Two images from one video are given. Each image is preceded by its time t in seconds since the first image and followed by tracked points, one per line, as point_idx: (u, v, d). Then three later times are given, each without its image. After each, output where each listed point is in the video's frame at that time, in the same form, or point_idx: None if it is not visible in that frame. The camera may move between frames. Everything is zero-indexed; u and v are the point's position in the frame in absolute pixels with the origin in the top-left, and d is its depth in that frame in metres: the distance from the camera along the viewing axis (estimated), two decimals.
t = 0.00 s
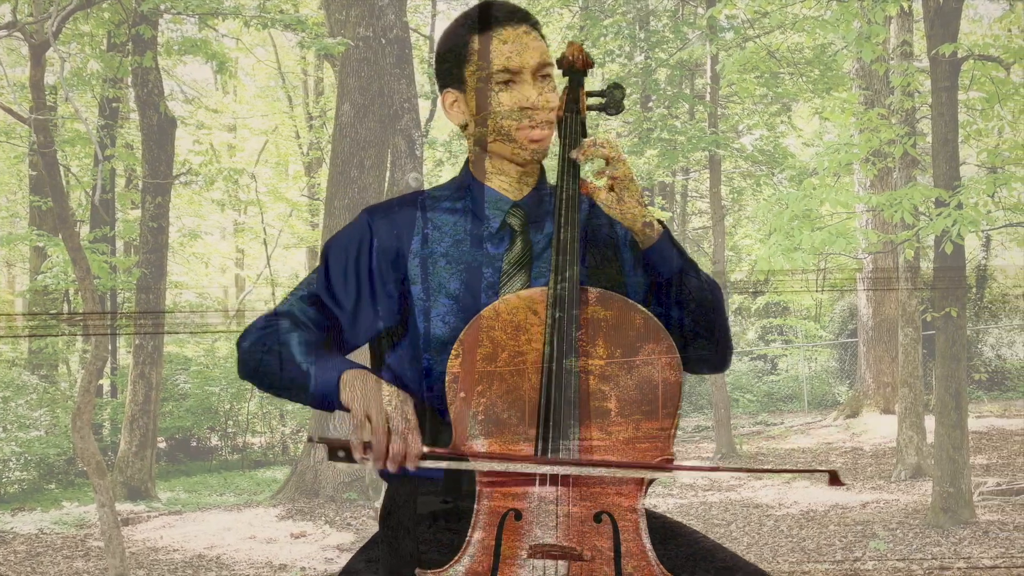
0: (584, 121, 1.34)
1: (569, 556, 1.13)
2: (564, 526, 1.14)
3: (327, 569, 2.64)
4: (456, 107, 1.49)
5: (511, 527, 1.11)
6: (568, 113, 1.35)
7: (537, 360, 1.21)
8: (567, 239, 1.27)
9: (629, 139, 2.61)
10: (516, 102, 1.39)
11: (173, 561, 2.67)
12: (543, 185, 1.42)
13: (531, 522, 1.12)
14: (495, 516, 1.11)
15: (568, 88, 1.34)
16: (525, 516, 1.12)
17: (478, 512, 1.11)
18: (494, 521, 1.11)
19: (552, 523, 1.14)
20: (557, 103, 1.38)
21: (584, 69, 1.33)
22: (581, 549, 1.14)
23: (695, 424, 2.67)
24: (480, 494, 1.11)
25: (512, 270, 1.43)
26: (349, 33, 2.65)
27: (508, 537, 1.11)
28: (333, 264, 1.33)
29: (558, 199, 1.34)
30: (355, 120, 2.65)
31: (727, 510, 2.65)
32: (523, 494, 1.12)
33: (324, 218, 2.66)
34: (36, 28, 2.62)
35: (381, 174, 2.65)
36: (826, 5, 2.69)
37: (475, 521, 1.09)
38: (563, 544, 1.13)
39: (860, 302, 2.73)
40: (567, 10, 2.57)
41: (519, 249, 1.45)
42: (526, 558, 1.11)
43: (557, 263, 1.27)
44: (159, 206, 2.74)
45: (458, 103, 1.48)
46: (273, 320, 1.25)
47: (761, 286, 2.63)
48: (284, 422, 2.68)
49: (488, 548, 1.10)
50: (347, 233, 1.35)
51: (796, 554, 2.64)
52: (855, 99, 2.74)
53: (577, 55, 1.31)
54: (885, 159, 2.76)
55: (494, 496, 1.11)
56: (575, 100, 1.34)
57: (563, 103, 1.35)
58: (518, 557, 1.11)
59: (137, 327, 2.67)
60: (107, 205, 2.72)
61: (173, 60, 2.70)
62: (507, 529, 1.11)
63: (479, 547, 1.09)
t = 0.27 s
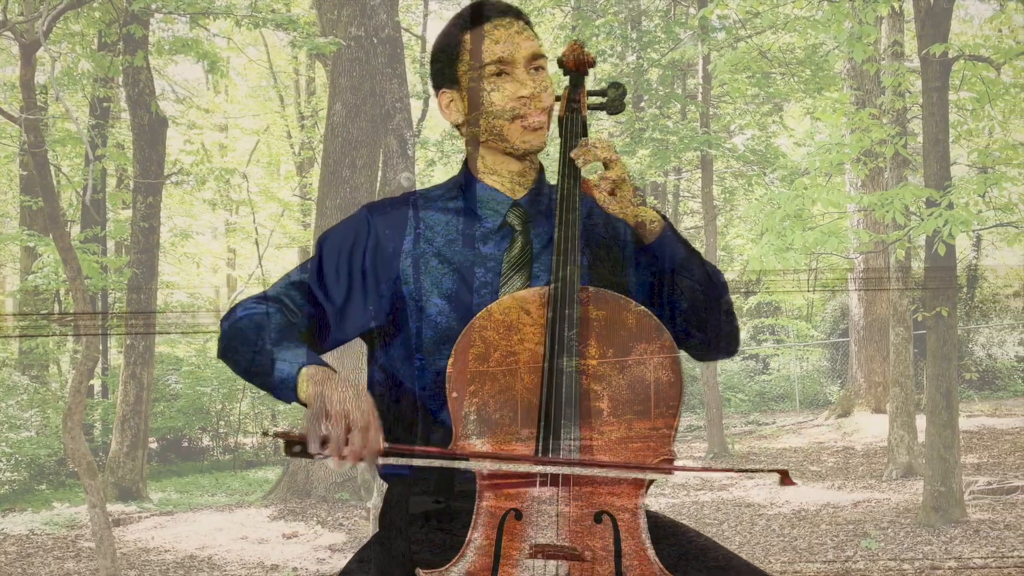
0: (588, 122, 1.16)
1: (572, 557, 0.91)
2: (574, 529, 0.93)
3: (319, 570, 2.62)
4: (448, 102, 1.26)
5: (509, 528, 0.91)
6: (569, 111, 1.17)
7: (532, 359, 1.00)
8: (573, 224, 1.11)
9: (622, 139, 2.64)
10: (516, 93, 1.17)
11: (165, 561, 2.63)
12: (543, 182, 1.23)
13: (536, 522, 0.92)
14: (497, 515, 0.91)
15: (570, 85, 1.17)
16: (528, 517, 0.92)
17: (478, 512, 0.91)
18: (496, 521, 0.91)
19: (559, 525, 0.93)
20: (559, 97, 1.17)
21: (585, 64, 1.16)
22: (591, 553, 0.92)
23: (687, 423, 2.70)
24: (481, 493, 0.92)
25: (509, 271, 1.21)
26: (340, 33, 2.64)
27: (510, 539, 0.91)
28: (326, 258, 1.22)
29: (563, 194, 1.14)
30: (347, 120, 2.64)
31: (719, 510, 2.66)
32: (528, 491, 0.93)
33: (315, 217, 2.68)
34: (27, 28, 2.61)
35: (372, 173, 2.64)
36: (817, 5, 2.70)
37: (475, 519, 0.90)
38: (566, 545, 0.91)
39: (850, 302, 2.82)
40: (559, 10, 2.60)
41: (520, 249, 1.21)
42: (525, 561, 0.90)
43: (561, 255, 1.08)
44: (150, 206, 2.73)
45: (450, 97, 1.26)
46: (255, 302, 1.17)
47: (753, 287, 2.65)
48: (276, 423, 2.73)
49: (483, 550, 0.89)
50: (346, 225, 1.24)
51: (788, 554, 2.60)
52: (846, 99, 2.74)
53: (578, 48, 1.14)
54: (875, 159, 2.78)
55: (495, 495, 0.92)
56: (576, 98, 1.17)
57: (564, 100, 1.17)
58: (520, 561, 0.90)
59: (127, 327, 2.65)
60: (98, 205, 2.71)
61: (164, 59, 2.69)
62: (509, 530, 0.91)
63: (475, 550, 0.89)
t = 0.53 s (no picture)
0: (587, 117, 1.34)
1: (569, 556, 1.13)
2: (564, 526, 1.14)
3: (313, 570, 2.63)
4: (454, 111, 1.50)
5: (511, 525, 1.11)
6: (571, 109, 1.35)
7: (524, 359, 1.19)
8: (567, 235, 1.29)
9: (615, 139, 2.62)
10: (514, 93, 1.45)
11: (158, 561, 2.65)
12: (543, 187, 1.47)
13: (531, 521, 1.13)
14: (495, 515, 1.12)
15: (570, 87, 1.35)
16: (525, 516, 1.13)
17: (478, 512, 1.11)
18: (495, 521, 1.11)
19: (553, 525, 1.14)
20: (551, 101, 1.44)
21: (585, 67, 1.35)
22: (583, 550, 1.14)
23: (683, 424, 2.64)
24: (480, 494, 1.12)
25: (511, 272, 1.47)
26: (334, 32, 2.64)
27: (507, 536, 1.11)
28: (326, 261, 1.46)
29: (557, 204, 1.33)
30: (340, 120, 2.65)
31: (713, 509, 2.66)
32: (523, 494, 1.14)
33: (310, 218, 2.64)
34: (20, 27, 2.63)
35: (366, 174, 2.64)
36: (810, 6, 2.69)
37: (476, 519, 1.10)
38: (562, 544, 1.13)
39: (844, 302, 2.74)
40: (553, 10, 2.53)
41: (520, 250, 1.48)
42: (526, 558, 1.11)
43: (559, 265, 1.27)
44: (143, 206, 2.73)
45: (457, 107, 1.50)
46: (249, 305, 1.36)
47: (747, 285, 2.60)
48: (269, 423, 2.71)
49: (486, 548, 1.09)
50: (349, 228, 1.49)
51: (781, 554, 2.64)
52: (839, 98, 2.75)
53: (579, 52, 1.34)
54: (869, 159, 2.78)
55: (494, 496, 1.12)
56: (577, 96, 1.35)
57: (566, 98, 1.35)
58: (518, 557, 1.11)
59: (120, 327, 2.65)
60: (91, 205, 2.71)
61: (157, 58, 2.69)
62: (506, 528, 1.11)
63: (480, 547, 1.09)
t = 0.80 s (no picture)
0: (588, 118, 1.37)
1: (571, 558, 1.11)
2: (566, 526, 1.13)
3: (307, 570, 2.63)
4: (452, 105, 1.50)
5: (512, 524, 1.11)
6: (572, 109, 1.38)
7: (519, 359, 1.19)
8: (567, 235, 1.32)
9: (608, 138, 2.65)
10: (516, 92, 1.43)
11: (152, 562, 2.65)
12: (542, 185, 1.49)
13: (532, 521, 1.13)
14: (495, 514, 1.12)
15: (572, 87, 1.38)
16: (526, 516, 1.13)
17: (478, 512, 1.12)
18: (494, 520, 1.11)
19: (554, 524, 1.13)
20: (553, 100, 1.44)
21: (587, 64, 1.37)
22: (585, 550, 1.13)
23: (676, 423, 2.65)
24: (481, 493, 1.12)
25: (514, 271, 1.47)
26: (328, 32, 2.62)
27: (507, 536, 1.11)
28: (325, 261, 1.49)
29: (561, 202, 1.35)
30: (334, 120, 2.61)
31: (707, 509, 2.66)
32: (524, 494, 1.14)
33: (303, 218, 2.63)
34: (11, 26, 2.63)
35: (360, 173, 2.61)
36: (804, 6, 2.71)
37: (476, 519, 1.10)
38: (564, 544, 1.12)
39: (838, 302, 2.79)
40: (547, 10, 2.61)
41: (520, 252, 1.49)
42: (526, 558, 1.11)
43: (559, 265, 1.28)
44: (136, 206, 2.73)
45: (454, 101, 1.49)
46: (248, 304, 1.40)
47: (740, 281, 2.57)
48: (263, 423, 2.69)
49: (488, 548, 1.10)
50: (350, 228, 1.53)
51: (774, 553, 2.65)
52: (833, 99, 2.76)
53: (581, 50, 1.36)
54: (862, 159, 2.79)
55: (494, 496, 1.13)
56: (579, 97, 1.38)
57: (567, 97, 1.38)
58: (518, 556, 1.10)
59: (114, 328, 2.63)
60: (84, 205, 2.71)
61: (150, 58, 2.69)
62: (507, 528, 1.11)
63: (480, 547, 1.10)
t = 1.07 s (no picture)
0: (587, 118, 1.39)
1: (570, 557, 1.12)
2: (566, 526, 1.13)
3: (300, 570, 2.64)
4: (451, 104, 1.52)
5: (511, 524, 1.11)
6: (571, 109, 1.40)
7: (512, 359, 1.20)
8: (565, 232, 1.31)
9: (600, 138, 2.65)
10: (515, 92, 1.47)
11: (143, 563, 2.65)
12: (542, 186, 1.49)
13: (531, 521, 1.13)
14: (495, 514, 1.11)
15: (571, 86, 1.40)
16: (526, 516, 1.13)
17: (478, 513, 1.11)
18: (495, 521, 1.11)
19: (554, 525, 1.13)
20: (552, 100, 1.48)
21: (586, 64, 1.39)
22: (585, 551, 1.13)
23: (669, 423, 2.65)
24: (481, 493, 1.11)
25: (512, 272, 1.48)
26: (320, 32, 2.63)
27: (507, 536, 1.11)
28: (323, 262, 1.48)
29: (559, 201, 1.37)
30: (326, 119, 2.63)
31: (699, 508, 2.67)
32: (524, 494, 1.13)
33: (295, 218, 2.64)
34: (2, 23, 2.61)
35: (352, 173, 2.62)
36: (796, 6, 2.71)
37: (476, 518, 1.09)
38: (563, 543, 1.12)
39: (829, 301, 2.74)
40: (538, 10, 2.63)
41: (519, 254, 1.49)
42: (526, 558, 1.11)
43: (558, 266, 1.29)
44: (128, 206, 2.72)
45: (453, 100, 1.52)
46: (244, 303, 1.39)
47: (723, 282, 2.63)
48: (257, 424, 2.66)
49: (488, 548, 1.10)
50: (349, 232, 1.55)
51: (766, 552, 2.66)
52: (824, 98, 2.78)
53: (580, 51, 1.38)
54: (853, 158, 2.80)
55: (493, 497, 1.12)
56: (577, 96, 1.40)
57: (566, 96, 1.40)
58: (518, 558, 1.11)
59: (106, 327, 2.65)
60: (75, 205, 2.69)
61: (142, 57, 2.68)
62: (507, 528, 1.11)
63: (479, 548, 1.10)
